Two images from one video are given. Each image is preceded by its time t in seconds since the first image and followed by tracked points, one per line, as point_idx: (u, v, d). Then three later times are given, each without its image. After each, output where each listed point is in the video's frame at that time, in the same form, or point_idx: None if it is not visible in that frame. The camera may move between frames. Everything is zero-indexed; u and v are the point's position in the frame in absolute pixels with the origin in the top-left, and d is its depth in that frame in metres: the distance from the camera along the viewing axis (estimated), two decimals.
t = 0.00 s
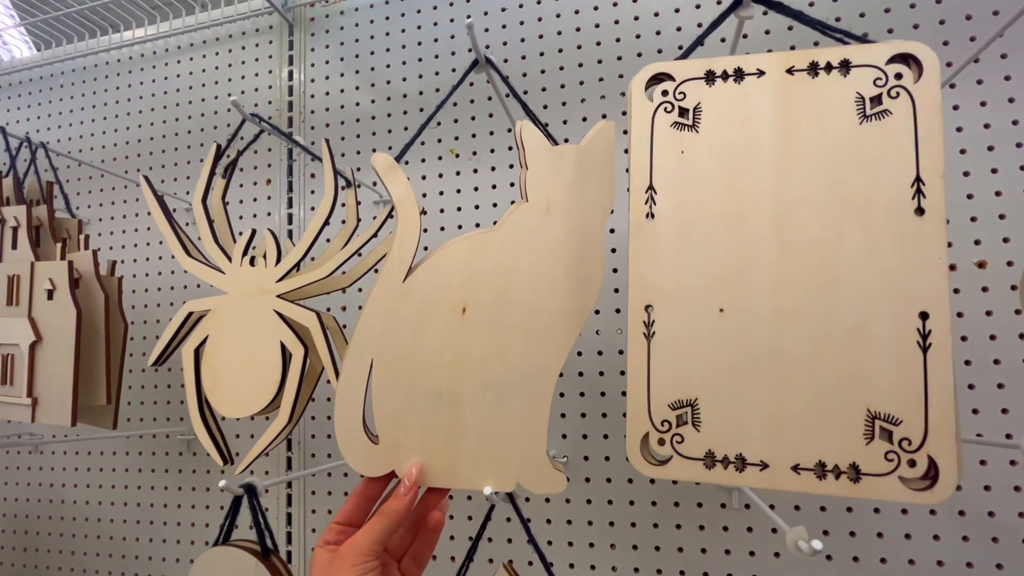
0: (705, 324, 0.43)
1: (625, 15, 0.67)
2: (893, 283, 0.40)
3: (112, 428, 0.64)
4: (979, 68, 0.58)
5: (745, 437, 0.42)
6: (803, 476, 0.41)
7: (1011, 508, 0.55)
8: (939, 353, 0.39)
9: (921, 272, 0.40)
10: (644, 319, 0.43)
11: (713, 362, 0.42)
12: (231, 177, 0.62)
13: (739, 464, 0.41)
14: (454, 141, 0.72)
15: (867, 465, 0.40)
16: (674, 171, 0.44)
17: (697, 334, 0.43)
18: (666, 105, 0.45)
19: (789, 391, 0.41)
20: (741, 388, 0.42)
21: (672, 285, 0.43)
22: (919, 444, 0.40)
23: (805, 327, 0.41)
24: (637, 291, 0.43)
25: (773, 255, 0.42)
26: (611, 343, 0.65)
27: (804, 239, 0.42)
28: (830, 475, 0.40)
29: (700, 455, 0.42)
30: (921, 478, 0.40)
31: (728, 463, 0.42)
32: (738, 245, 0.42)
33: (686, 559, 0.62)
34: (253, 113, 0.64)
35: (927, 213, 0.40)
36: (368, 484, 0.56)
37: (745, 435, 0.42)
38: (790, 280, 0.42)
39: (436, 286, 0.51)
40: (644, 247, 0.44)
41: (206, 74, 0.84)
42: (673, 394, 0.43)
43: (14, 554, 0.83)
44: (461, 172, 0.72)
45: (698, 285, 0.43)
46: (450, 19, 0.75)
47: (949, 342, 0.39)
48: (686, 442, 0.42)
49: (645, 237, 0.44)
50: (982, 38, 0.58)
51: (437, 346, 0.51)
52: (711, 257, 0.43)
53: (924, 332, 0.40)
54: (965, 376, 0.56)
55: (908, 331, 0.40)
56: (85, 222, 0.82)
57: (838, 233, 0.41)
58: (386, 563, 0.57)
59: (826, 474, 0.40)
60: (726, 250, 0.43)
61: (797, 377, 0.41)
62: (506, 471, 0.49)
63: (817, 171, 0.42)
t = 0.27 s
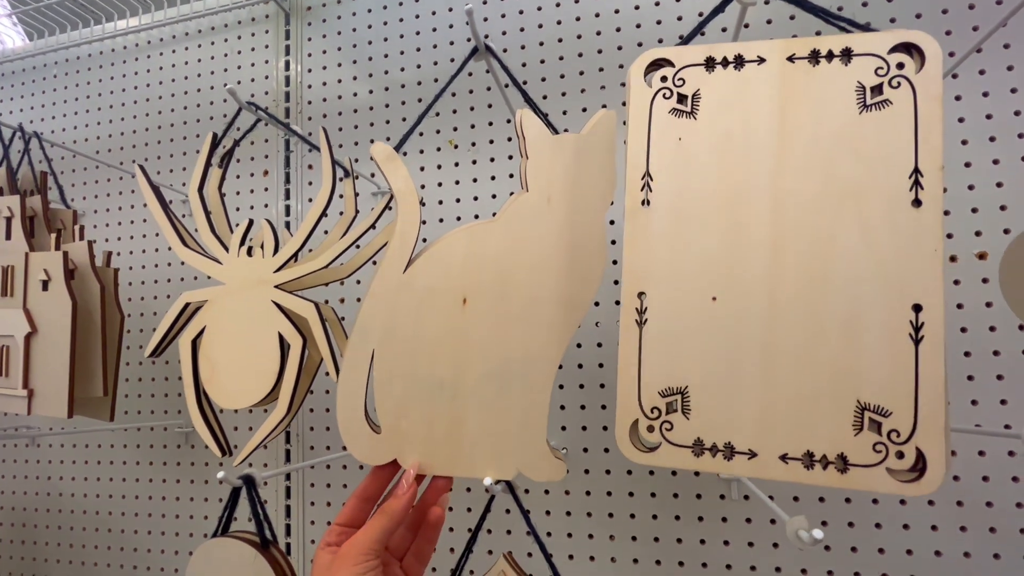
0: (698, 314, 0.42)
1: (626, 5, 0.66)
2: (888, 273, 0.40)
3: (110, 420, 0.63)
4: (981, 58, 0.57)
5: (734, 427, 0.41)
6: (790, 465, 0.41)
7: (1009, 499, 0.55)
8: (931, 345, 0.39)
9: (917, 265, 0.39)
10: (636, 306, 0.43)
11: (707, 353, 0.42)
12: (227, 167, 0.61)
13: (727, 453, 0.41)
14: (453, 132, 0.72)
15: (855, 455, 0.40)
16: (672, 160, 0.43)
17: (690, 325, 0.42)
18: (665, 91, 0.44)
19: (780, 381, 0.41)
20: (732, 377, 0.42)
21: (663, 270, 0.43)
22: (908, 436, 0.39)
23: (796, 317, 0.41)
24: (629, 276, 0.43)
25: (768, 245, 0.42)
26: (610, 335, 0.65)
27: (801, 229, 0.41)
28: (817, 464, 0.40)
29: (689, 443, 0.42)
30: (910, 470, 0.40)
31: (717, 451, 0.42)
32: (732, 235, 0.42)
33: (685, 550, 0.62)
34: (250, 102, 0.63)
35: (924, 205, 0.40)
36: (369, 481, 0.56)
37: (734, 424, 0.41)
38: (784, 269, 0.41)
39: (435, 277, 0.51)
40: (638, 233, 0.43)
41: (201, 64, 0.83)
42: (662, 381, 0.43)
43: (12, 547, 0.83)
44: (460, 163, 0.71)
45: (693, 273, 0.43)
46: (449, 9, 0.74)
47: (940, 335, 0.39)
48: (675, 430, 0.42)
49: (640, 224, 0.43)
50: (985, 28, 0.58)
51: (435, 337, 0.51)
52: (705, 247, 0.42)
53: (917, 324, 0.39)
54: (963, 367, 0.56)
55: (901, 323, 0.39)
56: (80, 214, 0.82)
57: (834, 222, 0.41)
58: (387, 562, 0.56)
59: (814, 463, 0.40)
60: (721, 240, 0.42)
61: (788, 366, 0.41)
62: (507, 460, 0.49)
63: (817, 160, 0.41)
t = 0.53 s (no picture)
0: (705, 300, 0.42)
1: None
2: (892, 258, 0.40)
3: (104, 411, 0.63)
4: (980, 47, 0.57)
5: (748, 411, 0.42)
6: (808, 447, 0.41)
7: (1000, 485, 0.57)
8: (939, 325, 0.39)
9: (922, 248, 0.40)
10: (651, 302, 0.43)
11: (714, 342, 0.42)
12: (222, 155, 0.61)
13: (746, 438, 0.42)
14: (448, 121, 0.71)
15: (869, 433, 0.40)
16: (676, 149, 0.43)
17: (696, 312, 0.42)
18: (670, 85, 0.44)
19: (791, 367, 0.41)
20: (743, 364, 0.42)
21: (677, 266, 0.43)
22: (918, 412, 0.40)
23: (804, 302, 0.41)
24: (641, 269, 0.43)
25: (776, 234, 0.42)
26: (609, 325, 0.65)
27: (807, 216, 0.41)
28: (832, 444, 0.41)
29: (710, 431, 0.42)
30: (919, 444, 0.40)
31: (736, 437, 0.42)
32: (739, 224, 0.42)
33: (680, 537, 0.63)
34: (243, 89, 0.62)
35: (930, 188, 0.40)
36: (366, 476, 0.56)
37: (748, 407, 0.42)
38: (793, 256, 0.41)
39: (434, 268, 0.51)
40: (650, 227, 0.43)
41: (194, 52, 0.82)
42: (679, 371, 0.43)
43: (9, 539, 0.83)
44: (456, 153, 0.71)
45: (698, 260, 0.43)
46: None
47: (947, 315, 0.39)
48: (696, 418, 0.42)
49: (651, 219, 0.43)
50: (984, 16, 0.57)
51: (434, 327, 0.50)
52: (712, 237, 0.42)
53: (924, 305, 0.40)
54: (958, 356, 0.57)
55: (909, 304, 0.40)
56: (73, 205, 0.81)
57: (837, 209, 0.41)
58: (386, 554, 0.56)
59: (830, 443, 0.41)
60: (726, 227, 0.42)
61: (797, 352, 0.41)
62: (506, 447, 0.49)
63: (819, 148, 0.41)
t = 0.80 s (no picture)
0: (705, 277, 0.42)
1: None
2: (893, 233, 0.40)
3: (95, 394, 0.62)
4: (978, 25, 0.57)
5: (748, 390, 0.42)
6: (807, 425, 0.41)
7: (990, 464, 0.57)
8: (940, 300, 0.39)
9: (922, 222, 0.39)
10: (650, 280, 0.42)
11: (714, 319, 0.42)
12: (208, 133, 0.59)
13: (746, 417, 0.42)
14: (441, 102, 0.70)
15: (869, 411, 0.40)
16: (673, 122, 0.43)
17: (695, 289, 0.42)
18: (668, 57, 0.43)
19: (791, 344, 0.41)
20: (745, 342, 0.41)
21: (676, 240, 0.42)
22: (919, 388, 0.40)
23: (805, 278, 0.41)
24: (641, 245, 0.43)
25: (777, 209, 0.41)
26: (603, 308, 0.64)
27: (808, 192, 0.41)
28: (833, 422, 0.41)
29: (708, 410, 0.42)
30: (920, 421, 0.40)
31: (735, 416, 0.42)
32: (738, 199, 0.42)
33: (674, 517, 0.64)
34: (229, 66, 0.61)
35: (931, 161, 0.39)
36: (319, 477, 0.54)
37: (748, 386, 0.42)
38: (794, 233, 0.41)
39: (428, 248, 0.50)
40: (648, 202, 0.43)
41: (180, 30, 0.80)
42: (678, 351, 0.42)
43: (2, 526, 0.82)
44: (449, 134, 0.70)
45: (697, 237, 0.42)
46: None
47: (948, 289, 0.39)
48: (694, 398, 0.42)
49: (648, 194, 0.43)
50: None
51: (427, 308, 0.50)
52: (712, 215, 0.42)
53: (925, 280, 0.39)
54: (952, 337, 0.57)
55: (910, 278, 0.40)
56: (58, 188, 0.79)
57: (837, 184, 0.40)
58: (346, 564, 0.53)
59: (830, 421, 0.41)
60: (724, 203, 0.42)
61: (798, 329, 0.41)
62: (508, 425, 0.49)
63: (819, 124, 0.41)
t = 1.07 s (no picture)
0: (687, 242, 0.43)
1: None
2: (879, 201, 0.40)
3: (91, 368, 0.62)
4: None
5: (725, 356, 0.42)
6: (780, 393, 0.42)
7: (974, 434, 0.59)
8: (921, 271, 0.39)
9: (908, 191, 0.39)
10: (629, 241, 0.44)
11: (696, 284, 0.43)
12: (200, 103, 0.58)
13: (718, 382, 0.42)
14: (435, 76, 0.69)
15: (842, 380, 0.41)
16: (663, 86, 0.43)
17: (677, 253, 0.43)
18: (659, 16, 0.43)
19: (771, 310, 0.41)
20: (723, 309, 0.42)
21: (658, 202, 0.43)
22: (894, 360, 0.40)
23: (788, 244, 0.41)
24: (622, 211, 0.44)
25: (761, 175, 0.41)
26: (598, 284, 0.65)
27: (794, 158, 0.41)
28: (806, 391, 0.41)
29: (680, 374, 0.43)
30: (894, 393, 0.41)
31: (708, 380, 0.43)
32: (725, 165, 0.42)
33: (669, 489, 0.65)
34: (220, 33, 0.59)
35: (919, 129, 0.39)
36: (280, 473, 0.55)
37: (726, 353, 0.42)
38: (778, 200, 0.41)
39: (430, 220, 0.51)
40: (632, 163, 0.43)
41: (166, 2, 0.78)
42: (653, 314, 0.43)
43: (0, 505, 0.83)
44: (443, 109, 0.69)
45: (681, 201, 0.43)
46: None
47: (930, 259, 0.39)
48: (667, 361, 0.43)
49: (633, 154, 0.43)
50: None
51: (428, 282, 0.51)
52: (696, 179, 0.42)
53: (907, 251, 0.40)
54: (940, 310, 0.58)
55: (892, 249, 0.40)
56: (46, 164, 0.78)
57: (824, 150, 0.41)
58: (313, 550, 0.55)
59: (803, 390, 0.41)
60: (710, 168, 0.42)
61: (780, 296, 0.41)
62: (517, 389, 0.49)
63: (809, 90, 0.41)
